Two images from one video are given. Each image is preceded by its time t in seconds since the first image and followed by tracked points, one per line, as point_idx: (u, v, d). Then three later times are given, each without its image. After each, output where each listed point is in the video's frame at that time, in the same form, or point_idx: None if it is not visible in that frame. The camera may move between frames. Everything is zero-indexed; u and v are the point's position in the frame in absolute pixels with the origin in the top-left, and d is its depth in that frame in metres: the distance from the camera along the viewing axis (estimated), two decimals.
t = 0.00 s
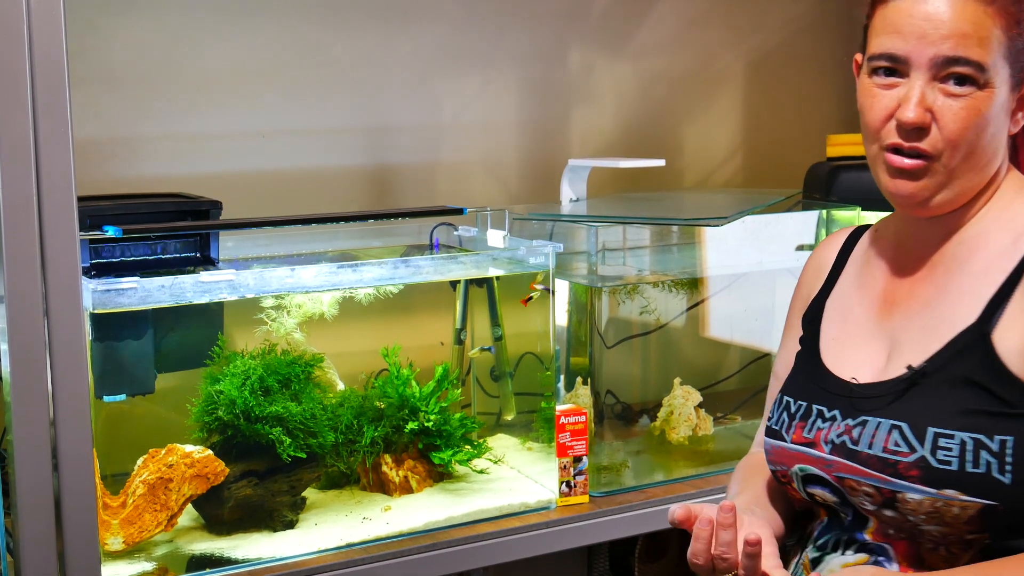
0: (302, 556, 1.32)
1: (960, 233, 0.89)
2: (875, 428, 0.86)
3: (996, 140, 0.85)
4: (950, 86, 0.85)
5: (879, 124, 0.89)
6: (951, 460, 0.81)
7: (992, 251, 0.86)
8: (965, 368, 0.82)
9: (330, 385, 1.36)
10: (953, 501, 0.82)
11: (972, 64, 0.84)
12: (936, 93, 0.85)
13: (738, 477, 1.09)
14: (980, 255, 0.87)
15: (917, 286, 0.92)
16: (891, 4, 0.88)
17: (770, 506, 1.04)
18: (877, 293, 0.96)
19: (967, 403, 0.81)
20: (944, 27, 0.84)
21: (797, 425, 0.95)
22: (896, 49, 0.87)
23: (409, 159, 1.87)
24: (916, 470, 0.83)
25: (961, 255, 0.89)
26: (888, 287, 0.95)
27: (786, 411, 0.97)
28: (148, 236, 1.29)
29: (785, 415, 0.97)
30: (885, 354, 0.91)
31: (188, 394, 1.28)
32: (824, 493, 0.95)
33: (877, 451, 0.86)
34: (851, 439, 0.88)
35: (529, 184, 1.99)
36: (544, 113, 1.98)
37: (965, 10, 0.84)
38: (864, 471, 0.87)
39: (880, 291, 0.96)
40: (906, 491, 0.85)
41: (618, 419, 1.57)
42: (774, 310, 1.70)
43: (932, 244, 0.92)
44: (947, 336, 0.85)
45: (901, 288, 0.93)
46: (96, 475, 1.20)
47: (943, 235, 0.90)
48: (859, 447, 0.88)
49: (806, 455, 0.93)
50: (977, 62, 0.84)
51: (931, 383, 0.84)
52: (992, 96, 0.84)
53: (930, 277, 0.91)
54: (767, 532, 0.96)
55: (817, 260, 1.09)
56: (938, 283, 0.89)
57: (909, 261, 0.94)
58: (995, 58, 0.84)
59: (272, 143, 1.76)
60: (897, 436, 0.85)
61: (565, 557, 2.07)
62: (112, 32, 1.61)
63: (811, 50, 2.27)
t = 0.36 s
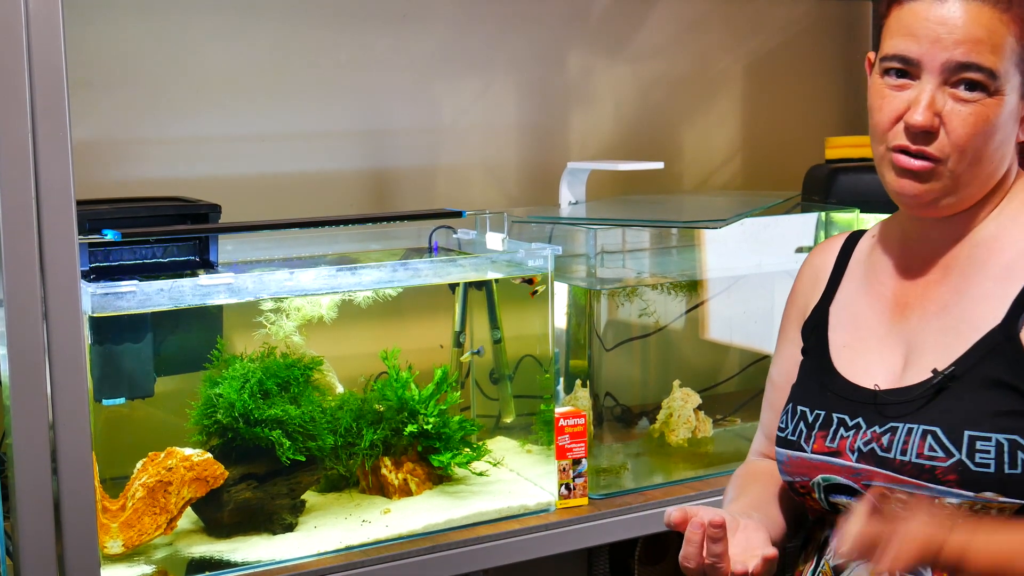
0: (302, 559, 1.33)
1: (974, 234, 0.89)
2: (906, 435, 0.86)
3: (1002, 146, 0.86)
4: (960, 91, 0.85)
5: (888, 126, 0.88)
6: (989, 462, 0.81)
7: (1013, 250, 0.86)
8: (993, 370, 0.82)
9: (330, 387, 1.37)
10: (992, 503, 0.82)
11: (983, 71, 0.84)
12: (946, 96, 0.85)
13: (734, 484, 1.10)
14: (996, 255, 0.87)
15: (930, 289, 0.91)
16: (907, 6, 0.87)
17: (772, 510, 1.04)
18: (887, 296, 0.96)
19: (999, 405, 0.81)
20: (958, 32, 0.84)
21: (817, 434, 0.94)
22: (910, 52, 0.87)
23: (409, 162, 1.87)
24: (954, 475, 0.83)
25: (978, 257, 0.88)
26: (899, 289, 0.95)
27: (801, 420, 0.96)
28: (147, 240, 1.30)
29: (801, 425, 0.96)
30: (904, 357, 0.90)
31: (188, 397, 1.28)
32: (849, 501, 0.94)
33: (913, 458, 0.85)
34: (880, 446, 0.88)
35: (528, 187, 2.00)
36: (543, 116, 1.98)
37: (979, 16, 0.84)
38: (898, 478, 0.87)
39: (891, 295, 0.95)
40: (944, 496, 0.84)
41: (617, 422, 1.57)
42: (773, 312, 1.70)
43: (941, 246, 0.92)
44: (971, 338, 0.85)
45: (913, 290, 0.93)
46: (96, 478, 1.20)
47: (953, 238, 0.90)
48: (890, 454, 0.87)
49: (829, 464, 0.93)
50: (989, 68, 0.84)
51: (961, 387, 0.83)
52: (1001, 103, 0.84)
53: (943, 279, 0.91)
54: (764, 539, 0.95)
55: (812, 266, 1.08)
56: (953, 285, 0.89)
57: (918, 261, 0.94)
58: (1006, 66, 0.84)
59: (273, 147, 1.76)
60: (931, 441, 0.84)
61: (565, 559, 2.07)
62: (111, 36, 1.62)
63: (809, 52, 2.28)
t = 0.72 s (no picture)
0: (302, 558, 1.33)
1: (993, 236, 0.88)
2: (919, 433, 0.86)
3: None
4: (979, 91, 0.84)
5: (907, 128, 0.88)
6: (1002, 462, 0.82)
7: None
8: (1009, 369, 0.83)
9: (330, 387, 1.37)
10: (1002, 505, 0.82)
11: (1004, 71, 0.83)
12: (965, 97, 0.85)
13: (750, 482, 1.10)
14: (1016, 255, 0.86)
15: (949, 291, 0.91)
16: (924, 7, 0.87)
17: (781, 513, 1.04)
18: (905, 297, 0.96)
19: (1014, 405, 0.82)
20: (975, 32, 0.84)
21: (829, 432, 0.94)
22: (927, 53, 0.87)
23: (410, 161, 1.87)
24: (965, 475, 0.83)
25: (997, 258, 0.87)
26: (917, 291, 0.95)
27: (815, 418, 0.96)
28: (147, 239, 1.30)
29: (814, 423, 0.96)
30: (919, 357, 0.90)
31: (188, 397, 1.27)
32: (858, 500, 0.93)
33: (925, 456, 0.85)
34: (892, 444, 0.88)
35: (529, 187, 1.99)
36: (544, 116, 1.98)
37: (997, 16, 0.83)
38: (909, 476, 0.86)
39: (908, 296, 0.96)
40: (955, 495, 0.84)
41: (618, 422, 1.57)
42: (773, 313, 1.70)
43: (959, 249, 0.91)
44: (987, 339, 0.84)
45: (931, 292, 0.93)
46: (95, 477, 1.20)
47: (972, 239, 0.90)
48: (902, 452, 0.87)
49: (840, 462, 0.92)
50: (1008, 68, 0.83)
51: (976, 387, 0.83)
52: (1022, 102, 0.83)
53: (962, 280, 0.91)
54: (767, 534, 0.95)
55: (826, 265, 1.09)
56: (971, 287, 0.89)
57: (939, 263, 0.94)
58: None
59: (273, 146, 1.76)
60: (944, 439, 0.84)
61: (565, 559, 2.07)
62: (112, 36, 1.61)
63: (810, 52, 2.28)
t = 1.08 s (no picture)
0: (301, 560, 1.32)
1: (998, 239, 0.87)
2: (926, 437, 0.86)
3: None
4: (982, 88, 0.84)
5: (910, 125, 0.88)
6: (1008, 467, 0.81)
7: None
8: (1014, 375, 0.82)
9: (329, 389, 1.37)
10: (1010, 509, 0.82)
11: (1006, 67, 0.83)
12: (968, 94, 0.84)
13: (752, 484, 1.09)
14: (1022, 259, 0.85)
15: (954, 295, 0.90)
16: (925, 6, 0.87)
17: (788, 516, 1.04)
18: (909, 302, 0.94)
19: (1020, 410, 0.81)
20: (978, 28, 0.83)
21: (836, 435, 0.94)
22: (930, 50, 0.86)
23: (410, 163, 1.87)
24: (972, 478, 0.83)
25: (1002, 261, 0.86)
26: (922, 295, 0.93)
27: (822, 421, 0.97)
28: (146, 241, 1.30)
29: (822, 426, 0.97)
30: (923, 363, 0.89)
31: (188, 397, 1.28)
32: (865, 504, 0.94)
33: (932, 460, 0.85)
34: (899, 447, 0.88)
35: (528, 189, 1.99)
36: (543, 118, 1.98)
37: (999, 13, 0.83)
38: (916, 480, 0.87)
39: (913, 300, 0.94)
40: (961, 499, 0.84)
41: (616, 424, 1.57)
42: (773, 315, 1.70)
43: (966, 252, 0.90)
44: (994, 344, 0.83)
45: (936, 296, 0.92)
46: (95, 479, 1.20)
47: (979, 241, 0.89)
48: (910, 455, 0.87)
49: (847, 466, 0.93)
50: (1012, 65, 0.83)
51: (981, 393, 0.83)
52: None
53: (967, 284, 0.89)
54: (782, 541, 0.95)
55: (834, 270, 1.08)
56: (977, 291, 0.88)
57: (942, 266, 0.92)
58: None
59: (273, 148, 1.76)
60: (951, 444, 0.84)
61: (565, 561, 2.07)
62: (112, 37, 1.61)
63: (809, 54, 2.28)
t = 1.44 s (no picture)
0: (298, 562, 1.33)
1: (987, 241, 0.89)
2: (914, 445, 0.86)
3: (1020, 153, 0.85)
4: (982, 94, 0.85)
5: (906, 123, 0.88)
6: (996, 476, 0.82)
7: None
8: (1003, 382, 0.82)
9: (325, 391, 1.36)
10: (998, 517, 0.83)
11: (1008, 75, 0.84)
12: (968, 98, 0.85)
13: (761, 492, 1.09)
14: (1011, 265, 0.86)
15: (945, 298, 0.91)
16: (935, 4, 0.87)
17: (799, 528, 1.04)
18: (902, 303, 0.96)
19: (1008, 417, 0.82)
20: (985, 33, 0.84)
21: (827, 442, 0.94)
22: (935, 49, 0.86)
23: (406, 166, 1.87)
24: (960, 487, 0.83)
25: (992, 266, 0.88)
26: (914, 297, 0.95)
27: (813, 427, 0.96)
28: (143, 243, 1.30)
29: (813, 432, 0.96)
30: (916, 366, 0.90)
31: (184, 400, 1.27)
32: (857, 510, 0.94)
33: (919, 469, 0.85)
34: (888, 456, 0.88)
35: (524, 191, 2.00)
36: (539, 120, 1.99)
37: (1008, 20, 0.84)
38: (904, 489, 0.86)
39: (905, 302, 0.95)
40: (950, 509, 0.84)
41: (612, 426, 1.57)
42: (768, 317, 1.70)
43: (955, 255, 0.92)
44: (985, 350, 0.85)
45: (928, 299, 0.93)
46: (90, 481, 1.20)
47: (969, 244, 0.91)
48: (898, 464, 0.87)
49: (837, 472, 0.93)
50: (1013, 74, 0.84)
51: (970, 399, 0.84)
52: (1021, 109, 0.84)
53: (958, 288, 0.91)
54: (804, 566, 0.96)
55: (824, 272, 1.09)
56: (968, 294, 0.89)
57: (932, 268, 0.94)
58: None
59: (269, 150, 1.76)
60: (939, 452, 0.84)
61: (561, 562, 2.07)
62: (108, 39, 1.61)
63: (805, 56, 2.28)
